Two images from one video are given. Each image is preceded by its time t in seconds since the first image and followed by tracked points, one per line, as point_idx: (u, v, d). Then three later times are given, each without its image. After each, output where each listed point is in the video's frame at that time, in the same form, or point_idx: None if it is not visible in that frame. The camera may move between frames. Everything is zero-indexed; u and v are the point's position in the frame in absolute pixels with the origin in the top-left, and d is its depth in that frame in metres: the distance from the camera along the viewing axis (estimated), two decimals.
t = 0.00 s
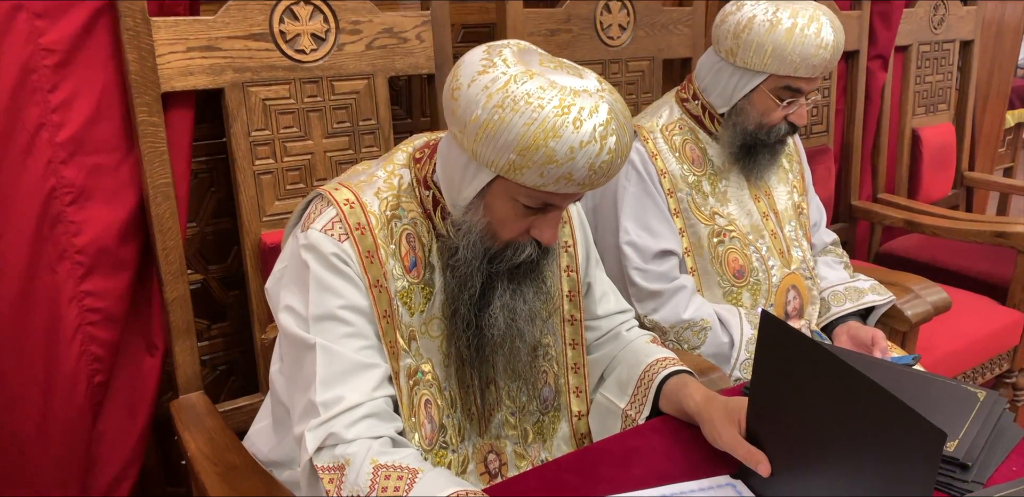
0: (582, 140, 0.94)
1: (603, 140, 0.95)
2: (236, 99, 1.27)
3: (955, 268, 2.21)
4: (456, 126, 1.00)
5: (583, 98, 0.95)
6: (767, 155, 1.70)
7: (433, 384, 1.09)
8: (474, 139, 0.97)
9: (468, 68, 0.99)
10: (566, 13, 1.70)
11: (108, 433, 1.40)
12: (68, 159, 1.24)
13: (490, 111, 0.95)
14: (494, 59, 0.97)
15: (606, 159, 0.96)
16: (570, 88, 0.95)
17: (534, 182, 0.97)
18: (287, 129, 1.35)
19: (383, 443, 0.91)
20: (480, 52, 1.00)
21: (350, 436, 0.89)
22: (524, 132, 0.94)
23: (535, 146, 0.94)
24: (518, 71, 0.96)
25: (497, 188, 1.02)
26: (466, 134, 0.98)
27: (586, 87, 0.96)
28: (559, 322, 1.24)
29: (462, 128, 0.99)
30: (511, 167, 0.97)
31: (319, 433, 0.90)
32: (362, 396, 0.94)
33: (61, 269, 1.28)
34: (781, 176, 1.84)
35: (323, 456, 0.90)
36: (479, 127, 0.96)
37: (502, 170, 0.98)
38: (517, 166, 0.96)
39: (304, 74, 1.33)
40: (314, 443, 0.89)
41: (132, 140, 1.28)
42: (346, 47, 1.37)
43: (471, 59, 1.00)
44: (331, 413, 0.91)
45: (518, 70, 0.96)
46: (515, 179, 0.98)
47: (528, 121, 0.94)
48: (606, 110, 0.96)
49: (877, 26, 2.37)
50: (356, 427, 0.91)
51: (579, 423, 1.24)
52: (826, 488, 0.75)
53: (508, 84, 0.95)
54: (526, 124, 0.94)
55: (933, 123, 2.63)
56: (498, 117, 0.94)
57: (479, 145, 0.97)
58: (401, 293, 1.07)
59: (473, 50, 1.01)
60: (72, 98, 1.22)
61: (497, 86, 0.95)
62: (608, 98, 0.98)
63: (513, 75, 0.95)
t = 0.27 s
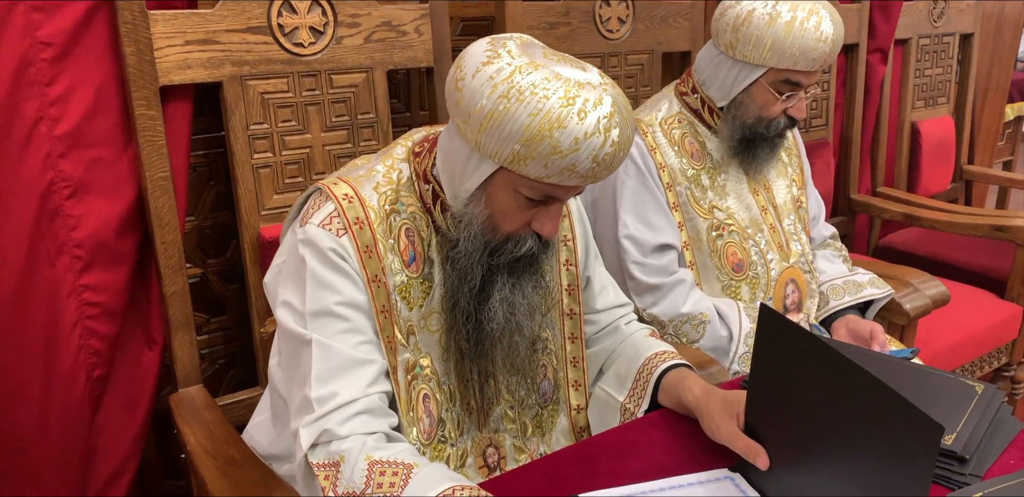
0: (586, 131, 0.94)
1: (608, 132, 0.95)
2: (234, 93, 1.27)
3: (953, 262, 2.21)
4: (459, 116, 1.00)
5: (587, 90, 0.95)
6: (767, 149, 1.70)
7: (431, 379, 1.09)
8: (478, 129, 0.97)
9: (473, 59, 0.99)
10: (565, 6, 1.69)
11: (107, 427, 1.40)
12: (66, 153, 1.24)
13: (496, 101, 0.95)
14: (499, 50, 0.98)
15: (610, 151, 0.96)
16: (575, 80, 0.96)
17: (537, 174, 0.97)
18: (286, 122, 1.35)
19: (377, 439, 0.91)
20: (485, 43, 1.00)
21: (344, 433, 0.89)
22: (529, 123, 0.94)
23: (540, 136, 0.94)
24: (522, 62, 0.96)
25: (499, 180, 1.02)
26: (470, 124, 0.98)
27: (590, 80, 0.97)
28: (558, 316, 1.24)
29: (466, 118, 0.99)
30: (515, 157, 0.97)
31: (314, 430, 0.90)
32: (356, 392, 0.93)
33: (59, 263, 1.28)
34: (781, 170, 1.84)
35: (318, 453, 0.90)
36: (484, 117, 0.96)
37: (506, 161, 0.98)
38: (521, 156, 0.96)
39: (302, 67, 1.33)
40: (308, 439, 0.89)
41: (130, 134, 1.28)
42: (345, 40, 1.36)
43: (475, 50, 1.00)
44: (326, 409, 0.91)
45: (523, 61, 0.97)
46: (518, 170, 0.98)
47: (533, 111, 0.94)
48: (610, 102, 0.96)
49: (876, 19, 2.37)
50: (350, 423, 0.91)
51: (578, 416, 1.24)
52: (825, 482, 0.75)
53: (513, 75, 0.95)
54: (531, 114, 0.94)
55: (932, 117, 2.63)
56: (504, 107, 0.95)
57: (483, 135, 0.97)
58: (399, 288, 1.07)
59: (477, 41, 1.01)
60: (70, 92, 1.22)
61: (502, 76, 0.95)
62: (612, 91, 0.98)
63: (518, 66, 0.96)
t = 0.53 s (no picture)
0: (590, 126, 0.95)
1: (611, 128, 0.96)
2: (233, 86, 1.27)
3: (952, 255, 2.21)
4: (463, 109, 1.00)
5: (592, 85, 0.96)
6: (766, 142, 1.70)
7: (430, 373, 1.09)
8: (482, 123, 0.98)
9: (478, 52, 0.99)
10: None
11: (107, 421, 1.40)
12: (64, 146, 1.23)
13: (501, 94, 0.96)
14: (504, 44, 0.99)
15: (613, 146, 0.97)
16: (579, 74, 0.96)
17: (540, 168, 0.98)
18: (285, 116, 1.34)
19: (377, 433, 0.91)
20: (489, 37, 1.01)
21: (343, 427, 0.89)
22: (534, 116, 0.95)
23: (544, 130, 0.95)
24: (528, 56, 0.97)
25: (501, 174, 1.02)
26: (474, 117, 0.99)
27: (594, 75, 0.98)
28: (558, 309, 1.25)
29: (469, 111, 0.99)
30: (518, 151, 0.97)
31: (313, 424, 0.90)
32: (356, 386, 0.93)
33: (58, 256, 1.28)
34: (780, 163, 1.84)
35: (317, 447, 0.90)
36: (488, 110, 0.97)
37: (510, 154, 0.98)
38: (525, 150, 0.97)
39: (301, 60, 1.33)
40: (308, 433, 0.89)
41: (128, 127, 1.28)
42: (344, 33, 1.36)
43: (480, 43, 1.01)
44: (325, 403, 0.91)
45: (528, 55, 0.98)
46: (521, 164, 0.98)
47: (539, 104, 0.95)
48: (614, 98, 0.97)
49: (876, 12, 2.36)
50: (349, 418, 0.91)
51: (577, 409, 1.25)
52: (824, 474, 0.75)
53: (518, 68, 0.96)
54: (536, 108, 0.95)
55: (932, 110, 2.63)
56: (509, 100, 0.95)
57: (487, 129, 0.97)
58: (398, 283, 1.07)
59: (481, 35, 1.02)
60: (68, 85, 1.22)
61: (507, 70, 0.96)
62: (615, 87, 0.99)
63: (524, 60, 0.97)
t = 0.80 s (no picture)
0: (593, 121, 0.95)
1: (613, 123, 0.97)
2: (231, 79, 1.26)
3: (951, 248, 2.21)
4: (464, 102, 1.00)
5: (595, 80, 0.96)
6: (766, 135, 1.70)
7: (429, 366, 1.09)
8: (484, 116, 0.98)
9: (480, 44, 0.99)
10: None
11: (105, 414, 1.40)
12: (62, 138, 1.23)
13: (504, 87, 0.95)
14: (507, 37, 0.98)
15: (615, 141, 0.98)
16: (582, 69, 0.96)
17: (542, 162, 0.98)
18: (283, 108, 1.34)
19: (376, 426, 0.91)
20: (491, 29, 1.01)
21: (342, 420, 0.89)
22: (537, 110, 0.95)
23: (547, 124, 0.95)
24: (531, 49, 0.97)
25: (501, 168, 1.02)
26: (476, 110, 0.99)
27: (597, 69, 0.98)
28: (556, 302, 1.25)
29: (471, 104, 0.99)
30: (521, 145, 0.97)
31: (312, 417, 0.89)
32: (355, 379, 0.93)
33: (56, 249, 1.27)
34: (779, 156, 1.84)
35: (316, 440, 0.90)
36: (491, 103, 0.96)
37: (511, 148, 0.98)
38: (527, 144, 0.96)
39: (299, 53, 1.32)
40: (307, 426, 0.89)
41: (126, 119, 1.28)
42: (342, 26, 1.35)
43: (482, 36, 1.00)
44: (324, 396, 0.91)
45: (531, 48, 0.97)
46: (522, 158, 0.98)
47: (542, 98, 0.94)
48: (616, 93, 0.97)
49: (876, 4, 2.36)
50: (348, 411, 0.91)
51: (575, 402, 1.25)
52: (822, 466, 0.75)
53: (522, 62, 0.96)
54: (540, 102, 0.94)
55: (931, 103, 2.62)
56: (512, 94, 0.95)
57: (489, 122, 0.97)
58: (396, 276, 1.06)
59: (483, 27, 1.01)
60: (65, 77, 1.21)
61: (511, 63, 0.96)
62: (617, 82, 0.99)
63: (527, 53, 0.96)
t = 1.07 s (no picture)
0: (594, 117, 0.95)
1: (613, 119, 0.97)
2: (228, 72, 1.26)
3: (950, 242, 2.21)
4: (465, 96, 1.00)
5: (596, 76, 0.96)
6: (765, 129, 1.69)
7: (427, 360, 1.09)
8: (484, 111, 0.97)
9: (481, 38, 0.99)
10: None
11: (104, 408, 1.40)
12: (58, 132, 1.23)
13: (505, 82, 0.95)
14: (508, 31, 0.98)
15: (615, 138, 0.98)
16: (583, 65, 0.96)
17: (542, 157, 0.98)
18: (281, 102, 1.33)
19: (375, 419, 0.91)
20: (492, 23, 1.00)
21: (342, 413, 0.89)
22: (538, 106, 0.94)
23: (548, 120, 0.95)
24: (532, 44, 0.97)
25: (501, 163, 1.02)
26: (476, 105, 0.98)
27: (598, 65, 0.98)
28: (554, 296, 1.25)
29: (472, 98, 0.98)
30: (521, 140, 0.97)
31: (311, 410, 0.89)
32: (354, 372, 0.93)
33: (54, 243, 1.27)
34: (778, 150, 1.83)
35: (315, 433, 0.90)
36: (492, 98, 0.96)
37: (512, 143, 0.98)
38: (527, 139, 0.96)
39: (297, 46, 1.32)
40: (306, 419, 0.89)
41: (123, 113, 1.27)
42: (340, 18, 1.35)
43: (483, 30, 1.00)
44: (323, 389, 0.90)
45: (533, 43, 0.97)
46: (522, 153, 0.98)
47: (543, 94, 0.94)
48: (617, 89, 0.97)
49: None
50: (348, 404, 0.91)
51: (573, 396, 1.25)
52: (821, 457, 0.75)
53: (523, 57, 0.95)
54: (541, 97, 0.94)
55: (931, 96, 2.62)
56: (513, 89, 0.95)
57: (490, 117, 0.97)
58: (395, 269, 1.06)
59: (485, 21, 1.01)
60: (61, 70, 1.21)
61: (512, 58, 0.96)
62: (618, 78, 0.99)
63: (529, 48, 0.96)
